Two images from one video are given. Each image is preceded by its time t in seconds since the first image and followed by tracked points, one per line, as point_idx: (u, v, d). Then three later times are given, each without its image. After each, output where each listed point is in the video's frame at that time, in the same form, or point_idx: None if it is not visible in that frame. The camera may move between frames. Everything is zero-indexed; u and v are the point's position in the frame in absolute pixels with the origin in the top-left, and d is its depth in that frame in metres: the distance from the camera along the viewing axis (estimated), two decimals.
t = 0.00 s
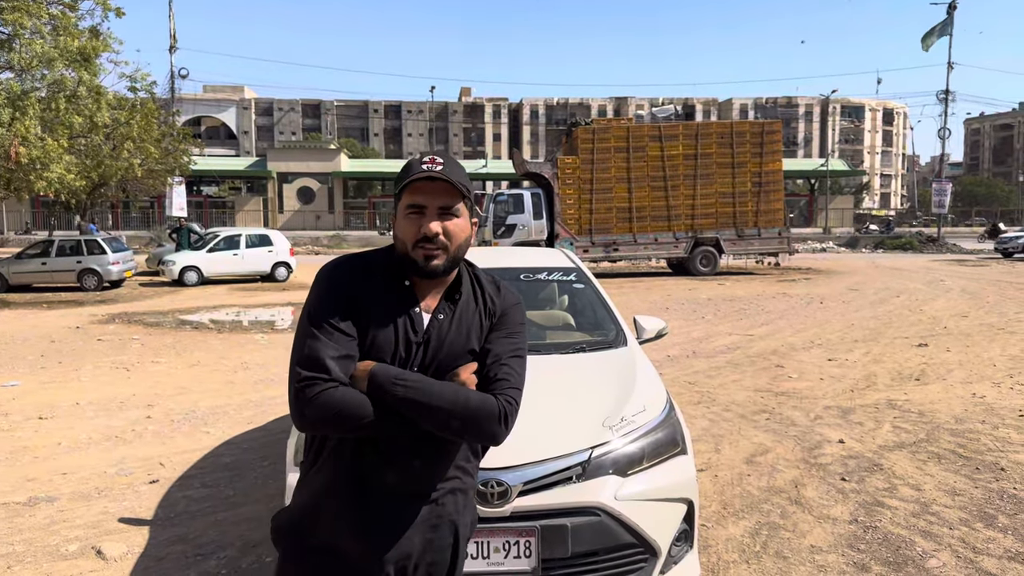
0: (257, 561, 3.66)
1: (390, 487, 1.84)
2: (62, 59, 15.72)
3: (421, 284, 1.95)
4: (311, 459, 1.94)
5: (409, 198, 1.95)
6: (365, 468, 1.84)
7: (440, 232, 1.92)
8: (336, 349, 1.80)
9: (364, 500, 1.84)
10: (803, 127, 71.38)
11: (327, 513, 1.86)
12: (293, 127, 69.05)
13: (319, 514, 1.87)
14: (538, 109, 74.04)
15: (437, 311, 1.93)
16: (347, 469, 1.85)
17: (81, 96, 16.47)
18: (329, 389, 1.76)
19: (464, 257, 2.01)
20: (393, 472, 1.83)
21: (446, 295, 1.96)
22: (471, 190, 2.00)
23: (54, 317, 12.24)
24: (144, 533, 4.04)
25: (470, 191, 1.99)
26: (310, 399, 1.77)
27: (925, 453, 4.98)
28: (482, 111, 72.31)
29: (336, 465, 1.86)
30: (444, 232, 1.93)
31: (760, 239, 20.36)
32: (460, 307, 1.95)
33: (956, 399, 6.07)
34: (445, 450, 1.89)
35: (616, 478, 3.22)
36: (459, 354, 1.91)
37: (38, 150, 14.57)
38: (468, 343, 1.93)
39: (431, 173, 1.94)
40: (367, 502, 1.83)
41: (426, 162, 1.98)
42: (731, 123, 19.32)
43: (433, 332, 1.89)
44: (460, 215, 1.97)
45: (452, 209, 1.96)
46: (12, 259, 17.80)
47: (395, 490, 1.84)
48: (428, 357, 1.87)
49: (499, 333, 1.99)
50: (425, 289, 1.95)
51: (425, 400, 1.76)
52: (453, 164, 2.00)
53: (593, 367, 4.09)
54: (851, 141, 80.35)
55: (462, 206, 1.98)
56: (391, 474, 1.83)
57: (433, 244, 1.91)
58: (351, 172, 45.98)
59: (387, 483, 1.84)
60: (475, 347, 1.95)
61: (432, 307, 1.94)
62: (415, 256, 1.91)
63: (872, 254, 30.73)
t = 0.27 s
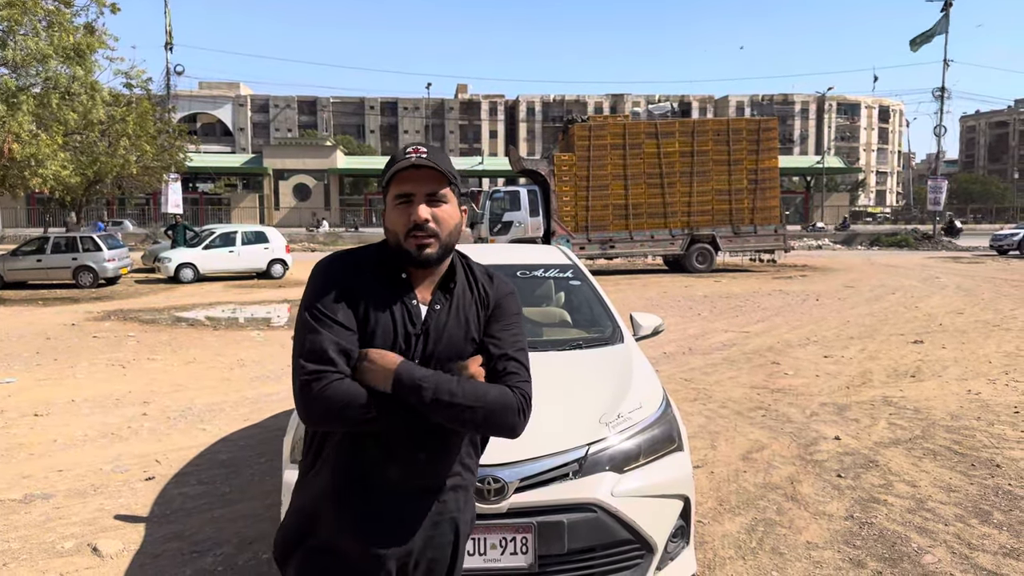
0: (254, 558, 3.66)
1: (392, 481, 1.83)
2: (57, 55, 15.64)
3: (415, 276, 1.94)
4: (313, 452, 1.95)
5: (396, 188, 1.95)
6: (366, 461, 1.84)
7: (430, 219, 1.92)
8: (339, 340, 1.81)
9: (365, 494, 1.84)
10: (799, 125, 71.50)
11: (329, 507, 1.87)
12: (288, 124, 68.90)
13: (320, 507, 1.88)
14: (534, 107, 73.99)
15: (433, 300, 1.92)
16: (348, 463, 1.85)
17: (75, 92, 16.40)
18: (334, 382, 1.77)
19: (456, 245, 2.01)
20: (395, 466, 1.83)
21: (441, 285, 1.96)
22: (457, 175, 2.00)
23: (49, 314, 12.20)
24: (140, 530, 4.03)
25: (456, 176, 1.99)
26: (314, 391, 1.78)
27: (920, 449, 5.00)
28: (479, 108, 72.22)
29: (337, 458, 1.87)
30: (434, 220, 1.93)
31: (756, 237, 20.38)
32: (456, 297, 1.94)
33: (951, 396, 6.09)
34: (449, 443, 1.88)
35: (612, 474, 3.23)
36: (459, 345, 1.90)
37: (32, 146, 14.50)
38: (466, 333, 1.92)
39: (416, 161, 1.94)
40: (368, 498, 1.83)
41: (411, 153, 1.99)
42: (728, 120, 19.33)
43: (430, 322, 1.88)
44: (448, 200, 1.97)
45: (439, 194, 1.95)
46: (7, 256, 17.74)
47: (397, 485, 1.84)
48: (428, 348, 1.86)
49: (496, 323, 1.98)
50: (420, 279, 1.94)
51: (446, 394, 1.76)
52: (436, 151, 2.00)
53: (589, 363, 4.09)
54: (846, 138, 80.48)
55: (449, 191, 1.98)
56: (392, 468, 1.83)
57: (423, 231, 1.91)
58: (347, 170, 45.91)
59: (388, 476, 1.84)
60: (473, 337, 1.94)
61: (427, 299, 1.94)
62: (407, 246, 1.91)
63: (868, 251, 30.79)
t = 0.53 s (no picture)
0: (252, 555, 3.65)
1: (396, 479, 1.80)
2: (54, 51, 15.60)
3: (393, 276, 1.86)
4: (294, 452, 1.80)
5: (358, 198, 1.84)
6: (366, 462, 1.76)
7: (395, 226, 1.82)
8: (301, 346, 1.69)
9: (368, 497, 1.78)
10: (796, 122, 71.59)
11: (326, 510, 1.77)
12: (286, 121, 68.82)
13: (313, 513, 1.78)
14: (532, 104, 73.97)
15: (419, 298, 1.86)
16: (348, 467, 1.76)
17: (73, 89, 16.36)
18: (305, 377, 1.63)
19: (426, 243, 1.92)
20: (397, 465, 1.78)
21: (426, 282, 1.92)
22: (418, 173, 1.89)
23: (47, 311, 12.18)
24: (137, 527, 4.02)
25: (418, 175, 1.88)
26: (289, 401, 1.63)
27: (917, 446, 5.01)
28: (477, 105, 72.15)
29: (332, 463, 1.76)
30: (400, 225, 1.84)
31: (754, 234, 20.40)
32: (442, 292, 1.90)
33: (948, 393, 6.10)
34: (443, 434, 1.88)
35: (610, 470, 3.23)
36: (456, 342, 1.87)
37: (29, 143, 14.46)
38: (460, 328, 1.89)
39: (374, 167, 1.83)
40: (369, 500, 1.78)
41: (366, 155, 1.87)
42: (726, 118, 19.34)
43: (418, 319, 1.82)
44: (412, 200, 1.86)
45: (402, 197, 1.84)
46: (4, 252, 17.71)
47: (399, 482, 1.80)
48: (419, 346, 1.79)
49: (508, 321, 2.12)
50: (400, 281, 1.87)
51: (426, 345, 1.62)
52: (395, 153, 1.89)
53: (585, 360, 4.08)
54: (844, 136, 80.58)
55: (413, 192, 1.87)
56: (395, 469, 1.79)
57: (390, 238, 1.81)
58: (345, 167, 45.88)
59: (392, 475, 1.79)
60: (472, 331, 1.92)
61: (413, 296, 1.88)
62: (377, 253, 1.81)
63: (866, 248, 30.86)
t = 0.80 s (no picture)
0: (251, 551, 3.65)
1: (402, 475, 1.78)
2: (52, 48, 15.56)
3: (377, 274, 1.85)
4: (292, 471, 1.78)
5: (333, 196, 1.83)
6: (369, 467, 1.74)
7: (371, 224, 1.81)
8: (288, 387, 1.65)
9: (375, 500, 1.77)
10: (795, 119, 71.53)
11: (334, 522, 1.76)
12: (285, 118, 68.70)
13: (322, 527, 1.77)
14: (531, 100, 73.90)
15: (408, 294, 1.87)
16: (349, 475, 1.74)
17: (71, 86, 16.31)
18: (298, 423, 1.62)
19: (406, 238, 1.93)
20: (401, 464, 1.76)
21: (410, 277, 1.91)
22: (395, 170, 1.89)
23: (46, 308, 12.17)
24: (137, 524, 4.02)
25: (395, 172, 1.87)
26: (285, 439, 1.61)
27: (915, 443, 5.01)
28: (475, 102, 72.02)
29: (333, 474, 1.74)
30: (377, 223, 1.83)
31: (753, 231, 20.40)
32: (429, 282, 1.92)
33: (947, 390, 6.11)
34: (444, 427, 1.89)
35: (609, 467, 3.23)
36: (451, 332, 1.91)
37: (27, 139, 14.42)
38: (452, 319, 1.93)
39: (350, 165, 1.81)
40: (376, 502, 1.76)
41: (340, 152, 1.85)
42: (725, 115, 19.32)
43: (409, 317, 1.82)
44: (389, 197, 1.85)
45: (378, 195, 1.83)
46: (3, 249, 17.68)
47: (405, 480, 1.79)
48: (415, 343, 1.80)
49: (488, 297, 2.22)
50: (387, 281, 1.86)
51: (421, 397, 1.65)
52: (368, 147, 1.87)
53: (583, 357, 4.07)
54: (843, 134, 80.60)
55: (388, 189, 1.86)
56: (400, 465, 1.77)
57: (367, 239, 1.80)
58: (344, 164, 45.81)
59: (395, 476, 1.77)
60: (461, 318, 1.98)
61: (400, 294, 1.87)
62: (353, 254, 1.80)
63: (864, 245, 30.87)
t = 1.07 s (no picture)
0: (250, 547, 3.65)
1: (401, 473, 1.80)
2: (51, 44, 15.52)
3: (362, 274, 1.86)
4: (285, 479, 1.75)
5: (318, 193, 1.79)
6: (368, 468, 1.74)
7: (359, 222, 1.80)
8: (281, 395, 1.61)
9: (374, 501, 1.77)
10: (795, 116, 71.48)
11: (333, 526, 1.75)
12: (283, 114, 68.56)
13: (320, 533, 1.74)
14: (530, 97, 73.79)
15: (395, 292, 1.88)
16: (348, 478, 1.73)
17: (69, 82, 16.27)
18: (295, 434, 1.58)
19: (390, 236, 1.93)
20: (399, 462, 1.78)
21: (394, 276, 1.94)
22: (382, 167, 1.87)
23: (45, 304, 12.16)
24: (137, 520, 4.02)
25: (382, 168, 1.86)
26: (283, 449, 1.58)
27: (914, 440, 5.02)
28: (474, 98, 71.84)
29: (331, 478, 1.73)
30: (366, 221, 1.82)
31: (752, 228, 20.39)
32: (412, 280, 1.94)
33: (946, 387, 6.11)
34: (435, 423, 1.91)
35: (609, 464, 3.23)
36: (439, 328, 1.95)
37: (26, 136, 14.38)
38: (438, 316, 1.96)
39: (336, 162, 1.78)
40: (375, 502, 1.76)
41: (325, 147, 1.81)
42: (724, 111, 19.30)
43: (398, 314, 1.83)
44: (376, 195, 1.84)
45: (364, 194, 1.81)
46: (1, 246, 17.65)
47: (403, 478, 1.80)
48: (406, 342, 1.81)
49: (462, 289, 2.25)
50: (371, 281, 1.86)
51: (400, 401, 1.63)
52: (352, 142, 1.84)
53: (581, 355, 4.07)
54: (842, 130, 80.56)
55: (376, 186, 1.85)
56: (399, 463, 1.79)
57: (354, 236, 1.78)
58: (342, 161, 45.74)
59: (394, 475, 1.78)
60: (445, 313, 2.01)
61: (386, 292, 1.89)
62: (339, 254, 1.77)
63: (863, 243, 30.87)
